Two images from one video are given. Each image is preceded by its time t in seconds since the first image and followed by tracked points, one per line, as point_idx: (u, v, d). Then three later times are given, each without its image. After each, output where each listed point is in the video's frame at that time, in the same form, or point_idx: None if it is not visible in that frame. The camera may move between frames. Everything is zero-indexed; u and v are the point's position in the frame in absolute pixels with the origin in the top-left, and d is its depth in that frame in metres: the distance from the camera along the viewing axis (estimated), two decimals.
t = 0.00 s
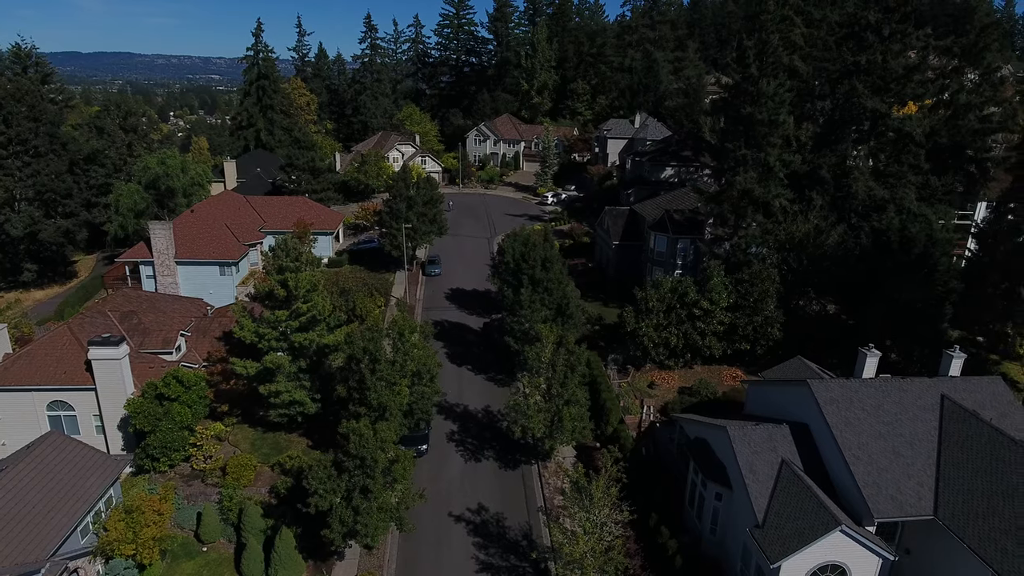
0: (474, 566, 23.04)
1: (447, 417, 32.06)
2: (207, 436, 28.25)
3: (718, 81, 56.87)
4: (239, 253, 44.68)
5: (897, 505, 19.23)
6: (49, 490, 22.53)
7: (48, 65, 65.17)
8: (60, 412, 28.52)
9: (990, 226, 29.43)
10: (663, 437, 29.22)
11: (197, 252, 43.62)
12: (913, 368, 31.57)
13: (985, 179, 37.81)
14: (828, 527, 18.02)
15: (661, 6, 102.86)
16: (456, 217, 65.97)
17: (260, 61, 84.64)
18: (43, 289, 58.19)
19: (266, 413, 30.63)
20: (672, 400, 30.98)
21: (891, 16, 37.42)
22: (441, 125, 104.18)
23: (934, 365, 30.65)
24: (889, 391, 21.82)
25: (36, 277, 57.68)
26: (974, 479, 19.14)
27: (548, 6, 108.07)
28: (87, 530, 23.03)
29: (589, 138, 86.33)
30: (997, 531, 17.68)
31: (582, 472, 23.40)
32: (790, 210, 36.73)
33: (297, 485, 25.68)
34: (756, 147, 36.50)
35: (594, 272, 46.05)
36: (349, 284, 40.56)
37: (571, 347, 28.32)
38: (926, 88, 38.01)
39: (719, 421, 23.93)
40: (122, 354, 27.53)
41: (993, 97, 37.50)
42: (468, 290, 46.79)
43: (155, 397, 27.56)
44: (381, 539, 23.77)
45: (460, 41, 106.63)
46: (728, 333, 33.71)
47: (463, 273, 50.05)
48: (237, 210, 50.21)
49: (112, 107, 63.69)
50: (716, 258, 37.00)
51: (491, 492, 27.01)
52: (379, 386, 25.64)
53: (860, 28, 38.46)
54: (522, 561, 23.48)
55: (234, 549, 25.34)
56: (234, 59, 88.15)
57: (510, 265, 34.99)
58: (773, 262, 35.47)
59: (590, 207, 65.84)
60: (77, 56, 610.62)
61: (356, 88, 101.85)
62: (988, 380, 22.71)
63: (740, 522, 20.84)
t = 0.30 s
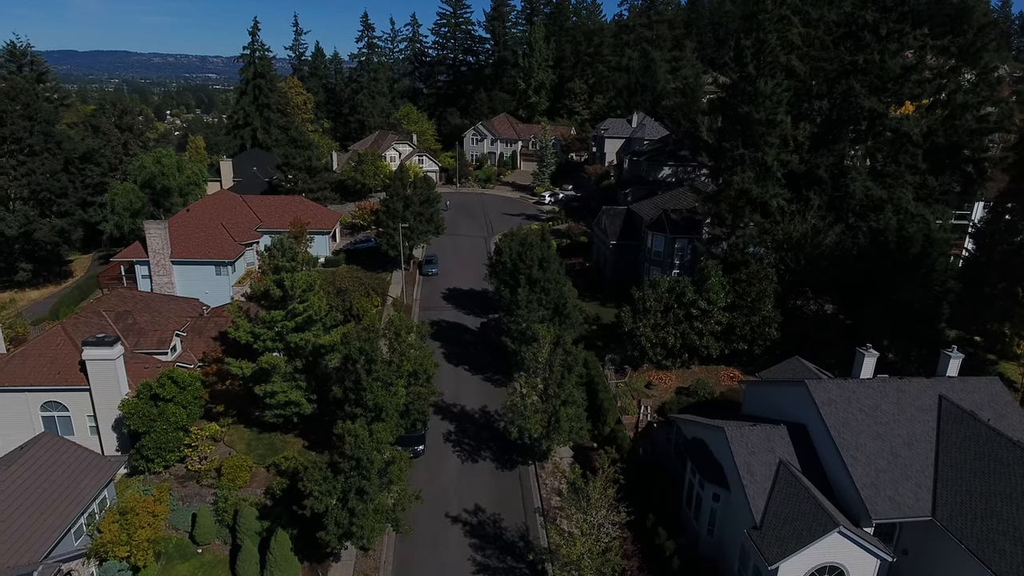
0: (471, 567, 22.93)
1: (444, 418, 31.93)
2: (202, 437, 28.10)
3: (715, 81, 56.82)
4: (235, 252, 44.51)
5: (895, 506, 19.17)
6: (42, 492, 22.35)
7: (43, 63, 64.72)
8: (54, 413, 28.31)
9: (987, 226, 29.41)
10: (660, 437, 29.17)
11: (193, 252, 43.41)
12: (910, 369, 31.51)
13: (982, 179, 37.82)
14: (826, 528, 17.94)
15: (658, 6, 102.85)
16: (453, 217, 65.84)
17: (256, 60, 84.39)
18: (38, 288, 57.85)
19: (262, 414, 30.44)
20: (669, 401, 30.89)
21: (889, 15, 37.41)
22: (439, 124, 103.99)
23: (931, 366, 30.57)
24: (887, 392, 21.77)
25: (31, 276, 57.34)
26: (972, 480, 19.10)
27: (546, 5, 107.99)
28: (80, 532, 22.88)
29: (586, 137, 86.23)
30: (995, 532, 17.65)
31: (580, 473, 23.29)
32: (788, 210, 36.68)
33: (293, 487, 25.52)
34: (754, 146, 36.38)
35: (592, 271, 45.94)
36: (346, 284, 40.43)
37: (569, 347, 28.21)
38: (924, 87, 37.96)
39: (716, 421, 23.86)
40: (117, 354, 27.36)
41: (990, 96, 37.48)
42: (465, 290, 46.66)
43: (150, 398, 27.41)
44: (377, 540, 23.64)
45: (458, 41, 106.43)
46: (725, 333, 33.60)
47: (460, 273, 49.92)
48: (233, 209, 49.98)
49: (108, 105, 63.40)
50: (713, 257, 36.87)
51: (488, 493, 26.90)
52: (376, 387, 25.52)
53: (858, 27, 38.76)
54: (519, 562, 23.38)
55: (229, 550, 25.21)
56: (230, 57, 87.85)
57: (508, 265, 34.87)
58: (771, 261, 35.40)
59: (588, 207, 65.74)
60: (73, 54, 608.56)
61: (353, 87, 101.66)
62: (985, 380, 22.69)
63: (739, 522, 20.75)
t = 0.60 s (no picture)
0: (466, 572, 22.70)
1: (440, 420, 31.67)
2: (195, 440, 27.83)
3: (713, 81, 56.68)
4: (231, 253, 44.19)
5: (896, 510, 18.97)
6: (31, 496, 22.03)
7: (37, 62, 64.28)
8: (46, 415, 28.00)
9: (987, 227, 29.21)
10: (658, 439, 28.98)
11: (188, 252, 43.11)
12: (909, 370, 31.32)
13: (981, 179, 37.67)
14: (826, 533, 17.71)
15: (656, 5, 102.71)
16: (450, 217, 65.55)
17: (253, 59, 84.07)
18: (32, 289, 57.44)
19: (256, 416, 30.12)
20: (667, 403, 30.67)
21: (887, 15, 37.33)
22: (436, 124, 103.70)
23: (931, 367, 30.37)
24: (887, 394, 21.58)
25: (25, 276, 56.92)
26: (972, 484, 18.91)
27: (543, 5, 107.80)
28: (70, 537, 22.60)
29: (583, 137, 86.07)
30: (996, 537, 17.46)
31: (577, 477, 23.05)
32: (786, 210, 36.43)
33: (287, 490, 25.24)
34: (752, 146, 36.12)
35: (589, 272, 45.69)
36: (342, 285, 40.15)
37: (566, 349, 27.97)
38: (922, 88, 37.74)
39: (715, 424, 23.64)
40: (109, 356, 27.06)
41: (989, 97, 37.24)
42: (461, 290, 46.41)
43: (142, 400, 27.12)
44: (372, 544, 23.37)
45: (455, 40, 106.04)
46: (723, 335, 33.39)
47: (457, 273, 49.66)
48: (228, 209, 49.68)
49: (102, 105, 63.08)
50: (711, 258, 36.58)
51: (484, 496, 26.67)
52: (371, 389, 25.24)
53: (856, 27, 38.82)
54: (515, 567, 23.14)
55: (223, 555, 24.90)
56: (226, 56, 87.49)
57: (504, 265, 34.62)
58: (769, 262, 35.18)
59: (585, 207, 65.46)
60: (70, 53, 606.70)
61: (350, 86, 101.35)
62: (985, 383, 22.52)
63: (737, 526, 20.54)
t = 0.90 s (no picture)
0: None
1: (436, 423, 31.29)
2: (186, 444, 27.45)
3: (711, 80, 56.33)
4: (225, 253, 43.76)
5: (899, 517, 18.63)
6: (18, 502, 21.58)
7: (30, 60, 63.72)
8: (34, 419, 27.54)
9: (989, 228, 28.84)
10: (656, 443, 28.63)
11: (181, 252, 42.64)
12: (910, 372, 30.98)
13: (981, 179, 37.35)
14: (828, 541, 17.38)
15: (653, 4, 102.33)
16: (446, 217, 65.09)
17: (248, 58, 83.62)
18: (24, 289, 56.91)
19: (249, 419, 29.68)
20: (665, 406, 30.31)
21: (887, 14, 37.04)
22: (433, 123, 103.19)
23: (932, 369, 30.02)
24: (888, 398, 21.25)
25: (17, 277, 56.38)
26: (976, 490, 18.59)
27: (540, 4, 107.28)
28: (58, 544, 22.17)
29: (581, 136, 85.67)
30: (1001, 546, 17.17)
31: (573, 482, 22.65)
32: (785, 210, 35.96)
33: (279, 495, 24.81)
34: (751, 146, 35.71)
35: (587, 272, 45.33)
36: (336, 286, 39.70)
37: (563, 351, 27.58)
38: (923, 87, 37.21)
39: (714, 428, 23.30)
40: (99, 359, 26.62)
41: (989, 97, 36.88)
42: (458, 291, 46.00)
43: (132, 404, 26.73)
44: (366, 551, 22.98)
45: (453, 39, 105.32)
46: (722, 336, 33.04)
47: (453, 274, 49.26)
48: (222, 209, 49.22)
49: (96, 103, 62.56)
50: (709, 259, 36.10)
51: (480, 501, 26.29)
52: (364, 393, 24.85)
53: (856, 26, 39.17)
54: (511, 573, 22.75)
55: (214, 561, 24.53)
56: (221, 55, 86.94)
57: (501, 267, 34.22)
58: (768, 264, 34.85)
59: (583, 206, 65.04)
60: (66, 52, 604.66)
61: (346, 85, 100.87)
62: (988, 386, 22.21)
63: (737, 533, 20.20)
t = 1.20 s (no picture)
0: None
1: (431, 427, 30.77)
2: (176, 450, 26.91)
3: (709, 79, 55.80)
4: (217, 254, 43.18)
5: (904, 527, 18.17)
6: None
7: (22, 59, 63.08)
8: (20, 424, 26.94)
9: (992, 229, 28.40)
10: (654, 448, 28.16)
11: (173, 253, 42.03)
12: (912, 376, 30.53)
13: (982, 179, 36.94)
14: (831, 551, 16.91)
15: (651, 3, 101.84)
16: (443, 217, 64.49)
17: (243, 56, 83.04)
18: (16, 290, 56.27)
19: (240, 424, 29.08)
20: (664, 410, 29.83)
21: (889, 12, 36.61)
22: (430, 122, 102.63)
23: (935, 373, 29.56)
24: (892, 404, 20.81)
25: (8, 277, 55.73)
26: (983, 499, 18.13)
27: (538, 2, 106.71)
28: (41, 555, 21.64)
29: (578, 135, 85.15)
30: (1010, 557, 16.73)
31: (570, 490, 22.14)
32: (785, 211, 35.30)
33: (270, 502, 24.27)
34: (751, 146, 35.16)
35: (584, 273, 44.81)
36: (331, 287, 39.14)
37: (560, 355, 27.04)
38: (924, 86, 36.86)
39: (714, 434, 22.84)
40: (86, 363, 26.04)
41: (990, 96, 36.43)
42: (454, 292, 45.47)
43: (120, 409, 26.19)
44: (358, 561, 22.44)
45: (449, 38, 104.76)
46: (722, 339, 32.53)
47: (449, 275, 48.71)
48: (215, 209, 48.62)
49: (89, 102, 61.92)
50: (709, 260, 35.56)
51: (475, 507, 25.77)
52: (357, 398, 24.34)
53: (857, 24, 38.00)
54: None
55: (203, 570, 24.01)
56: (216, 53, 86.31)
57: (497, 268, 33.66)
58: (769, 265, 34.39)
59: (581, 207, 64.51)
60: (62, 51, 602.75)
61: (342, 84, 100.32)
62: (994, 391, 21.77)
63: (738, 542, 19.74)
